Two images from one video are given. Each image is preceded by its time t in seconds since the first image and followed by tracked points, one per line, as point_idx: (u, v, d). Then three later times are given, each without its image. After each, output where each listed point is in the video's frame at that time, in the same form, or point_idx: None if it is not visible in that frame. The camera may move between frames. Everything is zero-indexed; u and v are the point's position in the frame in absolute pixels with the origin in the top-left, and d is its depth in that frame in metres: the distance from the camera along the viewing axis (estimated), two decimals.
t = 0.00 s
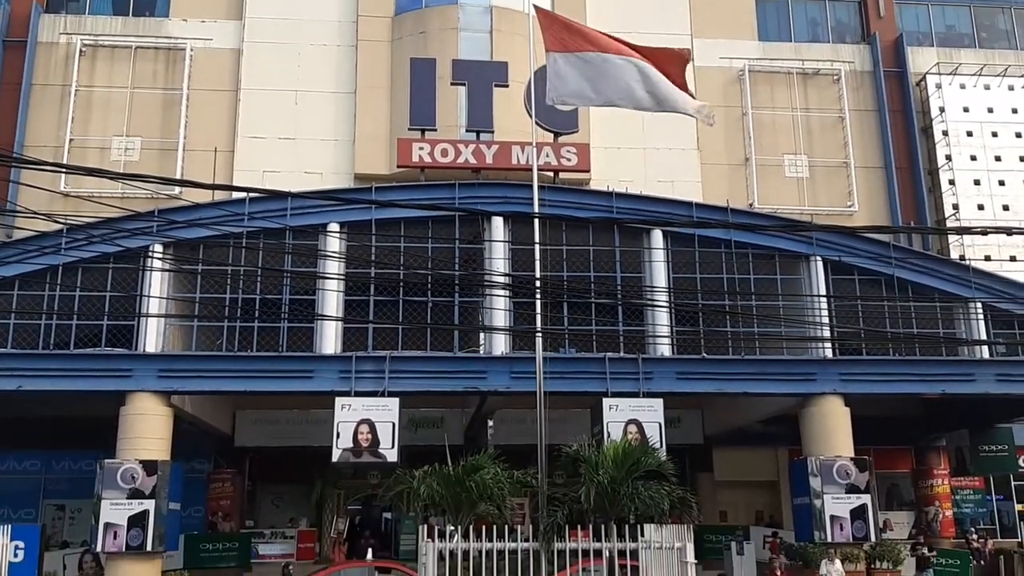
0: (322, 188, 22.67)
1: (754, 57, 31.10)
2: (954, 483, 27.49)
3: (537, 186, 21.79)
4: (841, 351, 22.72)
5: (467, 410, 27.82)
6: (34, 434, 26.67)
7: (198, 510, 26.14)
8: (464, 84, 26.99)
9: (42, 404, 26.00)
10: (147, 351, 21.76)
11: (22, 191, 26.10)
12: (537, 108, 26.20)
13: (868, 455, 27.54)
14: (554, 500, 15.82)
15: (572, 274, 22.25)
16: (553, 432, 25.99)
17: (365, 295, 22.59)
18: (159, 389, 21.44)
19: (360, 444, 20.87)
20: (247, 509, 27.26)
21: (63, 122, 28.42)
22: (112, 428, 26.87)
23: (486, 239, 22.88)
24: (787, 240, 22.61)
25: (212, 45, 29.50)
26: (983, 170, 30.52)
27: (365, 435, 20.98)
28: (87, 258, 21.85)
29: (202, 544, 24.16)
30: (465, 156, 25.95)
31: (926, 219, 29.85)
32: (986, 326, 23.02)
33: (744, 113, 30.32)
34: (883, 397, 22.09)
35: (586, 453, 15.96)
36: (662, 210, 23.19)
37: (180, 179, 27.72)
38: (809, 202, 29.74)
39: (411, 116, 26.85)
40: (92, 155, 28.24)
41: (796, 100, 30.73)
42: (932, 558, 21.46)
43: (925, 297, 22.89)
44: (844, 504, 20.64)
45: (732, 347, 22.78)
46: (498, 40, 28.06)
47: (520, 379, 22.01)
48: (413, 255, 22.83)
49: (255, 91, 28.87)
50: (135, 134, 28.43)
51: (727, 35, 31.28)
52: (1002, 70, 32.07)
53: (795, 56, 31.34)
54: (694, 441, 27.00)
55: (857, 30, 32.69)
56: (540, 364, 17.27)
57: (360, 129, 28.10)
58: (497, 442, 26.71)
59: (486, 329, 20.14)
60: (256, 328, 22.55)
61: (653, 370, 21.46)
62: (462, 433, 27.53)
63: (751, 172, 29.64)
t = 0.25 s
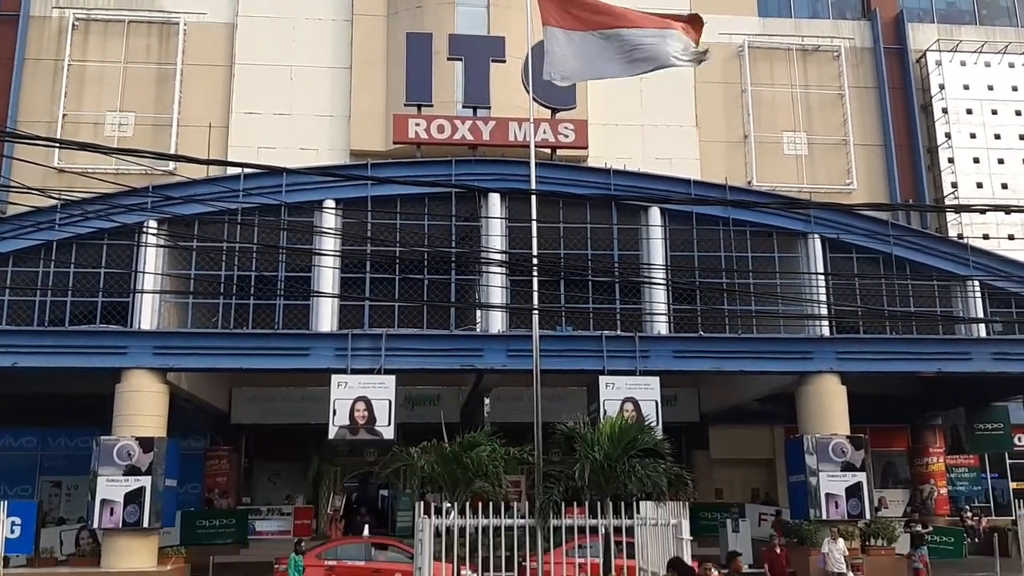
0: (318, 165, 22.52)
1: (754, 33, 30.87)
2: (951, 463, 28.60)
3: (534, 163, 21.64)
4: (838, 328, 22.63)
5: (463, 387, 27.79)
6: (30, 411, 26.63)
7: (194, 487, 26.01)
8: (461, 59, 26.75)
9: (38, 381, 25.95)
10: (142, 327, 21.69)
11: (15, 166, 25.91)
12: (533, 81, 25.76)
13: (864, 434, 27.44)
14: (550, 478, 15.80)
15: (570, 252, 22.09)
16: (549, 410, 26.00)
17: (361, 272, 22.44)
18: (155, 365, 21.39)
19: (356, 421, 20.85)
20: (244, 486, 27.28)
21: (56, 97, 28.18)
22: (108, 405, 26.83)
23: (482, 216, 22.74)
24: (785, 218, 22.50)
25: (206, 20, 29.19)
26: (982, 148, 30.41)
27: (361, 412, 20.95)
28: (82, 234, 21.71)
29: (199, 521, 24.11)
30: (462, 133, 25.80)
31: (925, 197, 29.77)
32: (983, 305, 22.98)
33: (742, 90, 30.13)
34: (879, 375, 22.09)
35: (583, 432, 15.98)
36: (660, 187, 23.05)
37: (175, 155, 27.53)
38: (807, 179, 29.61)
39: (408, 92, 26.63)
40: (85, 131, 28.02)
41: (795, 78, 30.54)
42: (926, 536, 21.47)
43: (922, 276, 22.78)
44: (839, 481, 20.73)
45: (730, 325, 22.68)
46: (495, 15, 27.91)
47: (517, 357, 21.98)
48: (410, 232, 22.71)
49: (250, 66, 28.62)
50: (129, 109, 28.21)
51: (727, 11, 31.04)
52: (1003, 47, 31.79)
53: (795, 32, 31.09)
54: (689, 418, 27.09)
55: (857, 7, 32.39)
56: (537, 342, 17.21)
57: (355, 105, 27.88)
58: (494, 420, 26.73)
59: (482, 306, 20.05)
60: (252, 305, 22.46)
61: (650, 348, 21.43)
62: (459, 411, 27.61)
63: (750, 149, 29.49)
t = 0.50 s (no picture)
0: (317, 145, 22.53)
1: (754, 14, 30.79)
2: (947, 442, 28.62)
3: (533, 144, 21.66)
4: (835, 309, 22.66)
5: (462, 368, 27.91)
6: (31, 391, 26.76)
7: (196, 466, 26.12)
8: (461, 39, 26.72)
9: (39, 360, 26.05)
10: (143, 307, 21.78)
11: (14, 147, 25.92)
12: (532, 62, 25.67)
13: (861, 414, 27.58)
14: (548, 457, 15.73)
15: (569, 233, 22.09)
16: (548, 390, 26.12)
17: (361, 253, 22.50)
18: (155, 345, 21.51)
19: (356, 401, 20.98)
20: (244, 466, 27.42)
21: (55, 77, 28.15)
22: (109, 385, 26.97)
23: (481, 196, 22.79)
24: (784, 200, 22.52)
25: None
26: (981, 129, 30.50)
27: (361, 392, 21.08)
28: (82, 214, 21.76)
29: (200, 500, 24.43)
30: (461, 113, 25.80)
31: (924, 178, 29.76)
32: (980, 285, 23.04)
33: (742, 71, 30.08)
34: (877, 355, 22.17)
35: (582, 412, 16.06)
36: (659, 168, 23.06)
37: (174, 135, 27.54)
38: (806, 160, 29.63)
39: (407, 72, 26.59)
40: (84, 111, 28.00)
41: (795, 58, 30.48)
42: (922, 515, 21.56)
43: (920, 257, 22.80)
44: (836, 461, 20.91)
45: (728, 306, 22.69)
46: None
47: (516, 338, 22.07)
48: (409, 212, 22.75)
49: (249, 46, 28.57)
50: (128, 89, 28.17)
51: None
52: (1003, 28, 31.73)
53: (795, 13, 31.02)
54: (687, 398, 27.25)
55: None
56: (535, 322, 17.29)
57: (354, 85, 27.81)
58: (493, 400, 26.87)
59: (481, 286, 20.11)
60: (252, 285, 22.53)
61: (648, 329, 21.53)
62: (459, 391, 27.74)
63: (749, 130, 29.49)
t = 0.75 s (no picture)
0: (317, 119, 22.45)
1: None
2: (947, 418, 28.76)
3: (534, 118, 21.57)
4: (835, 285, 22.63)
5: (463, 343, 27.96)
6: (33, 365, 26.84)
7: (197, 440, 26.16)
8: (461, 12, 26.56)
9: (40, 335, 26.12)
10: (143, 282, 21.81)
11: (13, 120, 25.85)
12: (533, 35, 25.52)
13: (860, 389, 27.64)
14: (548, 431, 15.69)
15: (569, 209, 21.99)
16: (548, 366, 26.18)
17: (361, 228, 22.48)
18: (156, 319, 21.56)
19: (357, 375, 21.05)
20: (245, 440, 27.57)
21: (53, 50, 28.01)
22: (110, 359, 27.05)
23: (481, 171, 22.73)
24: (786, 175, 22.42)
25: None
26: (985, 105, 31.03)
27: (361, 366, 21.15)
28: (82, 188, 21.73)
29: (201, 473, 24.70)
30: (461, 87, 25.69)
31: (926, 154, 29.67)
32: (980, 261, 23.00)
33: (744, 45, 29.90)
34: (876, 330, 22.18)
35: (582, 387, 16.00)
36: (660, 143, 22.96)
37: (173, 109, 27.45)
38: (808, 136, 29.48)
39: (407, 46, 26.44)
40: (83, 85, 27.89)
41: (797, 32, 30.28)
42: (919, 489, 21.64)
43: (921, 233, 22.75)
44: (834, 436, 21.02)
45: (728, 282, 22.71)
46: None
47: (516, 313, 22.10)
48: (409, 187, 22.68)
49: (248, 19, 28.39)
50: (127, 63, 28.04)
51: None
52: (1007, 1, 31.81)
53: None
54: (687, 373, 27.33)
55: None
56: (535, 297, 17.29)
57: (354, 58, 27.67)
58: (493, 374, 26.94)
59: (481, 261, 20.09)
60: (252, 260, 22.53)
61: (648, 305, 21.53)
62: (459, 366, 27.83)
63: (750, 105, 29.36)
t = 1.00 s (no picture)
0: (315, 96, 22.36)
1: None
2: (943, 396, 28.53)
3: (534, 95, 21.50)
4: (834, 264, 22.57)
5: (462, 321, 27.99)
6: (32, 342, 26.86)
7: (197, 417, 26.18)
8: None
9: (38, 312, 26.11)
10: (142, 260, 21.80)
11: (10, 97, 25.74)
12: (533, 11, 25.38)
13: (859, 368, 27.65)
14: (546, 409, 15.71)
15: (568, 187, 21.84)
16: (546, 344, 26.21)
17: (360, 206, 22.44)
18: (155, 297, 21.58)
19: (356, 353, 21.08)
20: (244, 417, 27.50)
21: (50, 26, 27.84)
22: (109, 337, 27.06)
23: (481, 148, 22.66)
24: (786, 153, 22.34)
25: None
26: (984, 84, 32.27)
27: (361, 344, 21.19)
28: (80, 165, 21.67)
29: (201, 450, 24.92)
30: (460, 64, 25.56)
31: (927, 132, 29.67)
32: (980, 241, 22.95)
33: (745, 22, 29.76)
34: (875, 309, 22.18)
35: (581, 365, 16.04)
36: (661, 121, 22.87)
37: (171, 85, 27.33)
38: (809, 114, 29.36)
39: (405, 22, 26.29)
40: (80, 61, 27.75)
41: (799, 10, 30.11)
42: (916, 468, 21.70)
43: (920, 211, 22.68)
44: (832, 415, 21.07)
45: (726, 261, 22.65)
46: None
47: (515, 292, 22.13)
48: (408, 164, 22.60)
49: None
50: (124, 40, 27.90)
51: None
52: None
53: None
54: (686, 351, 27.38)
55: None
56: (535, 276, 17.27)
57: (353, 35, 27.52)
58: (492, 353, 27.00)
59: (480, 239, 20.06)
60: (250, 238, 22.48)
61: (647, 283, 21.53)
62: (458, 344, 27.89)
63: (751, 83, 29.24)
